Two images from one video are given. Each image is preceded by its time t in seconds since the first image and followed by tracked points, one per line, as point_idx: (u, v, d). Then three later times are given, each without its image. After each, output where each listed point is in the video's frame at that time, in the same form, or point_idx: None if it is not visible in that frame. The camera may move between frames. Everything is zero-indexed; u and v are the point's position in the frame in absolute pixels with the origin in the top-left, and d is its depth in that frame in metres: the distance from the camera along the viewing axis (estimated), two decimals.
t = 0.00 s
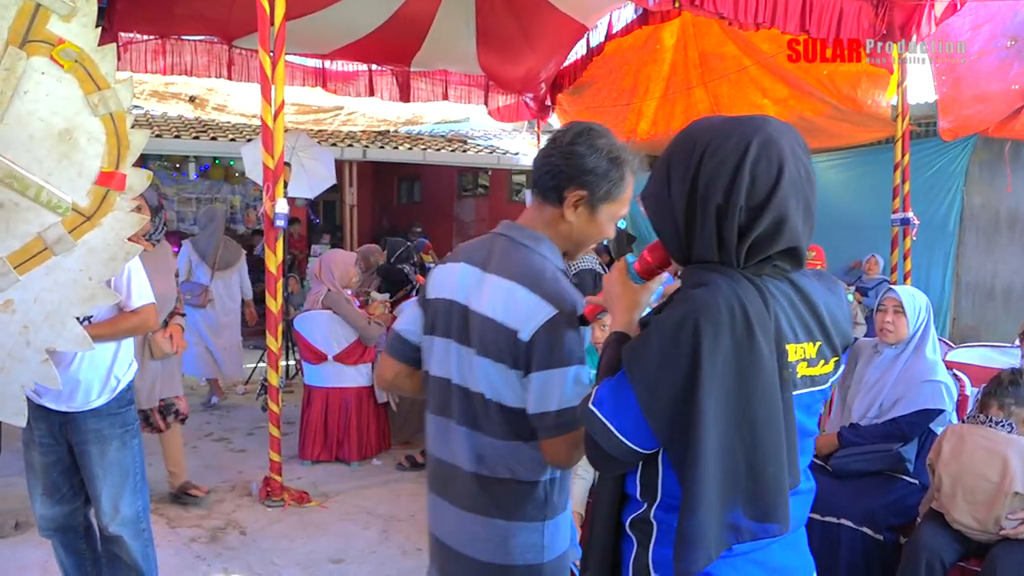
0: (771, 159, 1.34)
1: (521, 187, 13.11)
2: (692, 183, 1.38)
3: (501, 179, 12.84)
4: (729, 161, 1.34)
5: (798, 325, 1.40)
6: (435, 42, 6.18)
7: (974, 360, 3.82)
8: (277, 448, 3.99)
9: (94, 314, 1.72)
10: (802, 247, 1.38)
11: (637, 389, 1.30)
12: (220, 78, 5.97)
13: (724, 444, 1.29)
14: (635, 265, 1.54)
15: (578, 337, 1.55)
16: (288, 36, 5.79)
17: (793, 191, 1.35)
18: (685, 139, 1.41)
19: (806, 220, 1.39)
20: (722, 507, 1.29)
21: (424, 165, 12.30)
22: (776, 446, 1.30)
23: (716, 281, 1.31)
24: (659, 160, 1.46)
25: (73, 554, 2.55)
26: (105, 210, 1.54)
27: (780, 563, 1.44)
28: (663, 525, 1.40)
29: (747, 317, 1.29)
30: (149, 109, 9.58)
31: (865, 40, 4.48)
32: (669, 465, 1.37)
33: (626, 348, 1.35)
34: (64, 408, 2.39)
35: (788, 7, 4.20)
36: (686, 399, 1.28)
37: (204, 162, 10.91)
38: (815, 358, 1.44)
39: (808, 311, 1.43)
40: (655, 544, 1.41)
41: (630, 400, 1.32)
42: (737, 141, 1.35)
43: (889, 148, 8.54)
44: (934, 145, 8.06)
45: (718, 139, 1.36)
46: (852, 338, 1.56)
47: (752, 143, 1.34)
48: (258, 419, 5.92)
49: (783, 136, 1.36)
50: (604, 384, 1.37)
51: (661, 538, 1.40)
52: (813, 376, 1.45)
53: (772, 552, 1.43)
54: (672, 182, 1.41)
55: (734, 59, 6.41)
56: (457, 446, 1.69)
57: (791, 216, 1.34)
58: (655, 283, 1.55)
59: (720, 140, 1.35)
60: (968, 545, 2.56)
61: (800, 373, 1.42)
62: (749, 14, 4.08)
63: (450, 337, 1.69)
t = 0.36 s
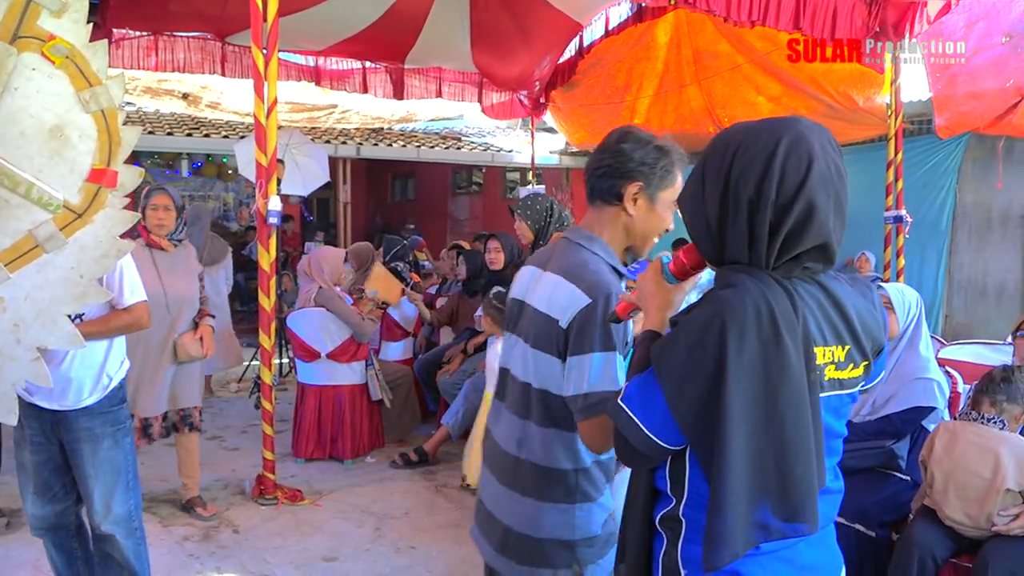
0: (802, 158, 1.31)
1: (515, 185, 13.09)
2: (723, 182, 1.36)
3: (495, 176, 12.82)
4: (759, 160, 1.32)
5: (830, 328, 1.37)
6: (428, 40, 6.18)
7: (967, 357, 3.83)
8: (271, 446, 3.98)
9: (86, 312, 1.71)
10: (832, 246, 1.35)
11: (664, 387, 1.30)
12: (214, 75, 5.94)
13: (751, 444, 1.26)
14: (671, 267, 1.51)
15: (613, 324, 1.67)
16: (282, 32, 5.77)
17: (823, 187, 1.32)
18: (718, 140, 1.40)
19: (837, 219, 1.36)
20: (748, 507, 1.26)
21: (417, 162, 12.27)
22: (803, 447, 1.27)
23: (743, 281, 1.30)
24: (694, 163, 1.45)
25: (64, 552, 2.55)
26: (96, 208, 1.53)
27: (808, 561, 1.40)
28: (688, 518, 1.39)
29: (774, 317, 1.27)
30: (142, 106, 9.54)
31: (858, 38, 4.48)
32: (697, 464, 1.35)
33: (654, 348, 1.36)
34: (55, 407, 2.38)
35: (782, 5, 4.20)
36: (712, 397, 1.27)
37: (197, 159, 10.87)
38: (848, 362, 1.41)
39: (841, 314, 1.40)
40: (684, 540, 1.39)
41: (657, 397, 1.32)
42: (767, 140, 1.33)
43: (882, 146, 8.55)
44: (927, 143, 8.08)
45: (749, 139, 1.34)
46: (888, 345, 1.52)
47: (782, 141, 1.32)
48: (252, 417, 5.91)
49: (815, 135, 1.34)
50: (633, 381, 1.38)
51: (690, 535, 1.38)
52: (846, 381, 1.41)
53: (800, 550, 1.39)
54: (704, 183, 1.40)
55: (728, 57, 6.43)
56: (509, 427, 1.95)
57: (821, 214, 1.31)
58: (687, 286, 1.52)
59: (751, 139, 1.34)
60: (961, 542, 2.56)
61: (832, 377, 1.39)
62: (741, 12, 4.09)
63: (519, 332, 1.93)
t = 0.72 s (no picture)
0: (824, 162, 1.30)
1: (511, 185, 13.08)
2: (740, 179, 1.35)
3: (491, 176, 12.82)
4: (781, 161, 1.31)
5: (838, 321, 1.36)
6: (424, 41, 6.19)
7: (963, 355, 3.84)
8: (268, 447, 3.98)
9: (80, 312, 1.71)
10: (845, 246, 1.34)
11: (668, 373, 1.31)
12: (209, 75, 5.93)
13: (753, 433, 1.26)
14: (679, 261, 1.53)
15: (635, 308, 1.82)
16: (278, 33, 5.77)
17: (840, 191, 1.31)
18: (737, 136, 1.38)
19: (852, 220, 1.34)
20: (747, 494, 1.26)
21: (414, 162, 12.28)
22: (807, 439, 1.25)
23: (749, 272, 1.30)
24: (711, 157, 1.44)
25: (59, 554, 2.54)
26: (90, 209, 1.52)
27: (823, 560, 1.39)
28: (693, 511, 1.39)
29: (780, 309, 1.27)
30: (138, 107, 9.53)
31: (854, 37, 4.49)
32: (704, 453, 1.36)
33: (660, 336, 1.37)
34: (51, 408, 2.38)
35: (777, 4, 4.21)
36: (715, 386, 1.28)
37: (193, 160, 10.86)
38: (855, 355, 1.40)
39: (850, 309, 1.39)
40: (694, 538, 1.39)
41: (662, 384, 1.34)
42: (790, 141, 1.32)
43: (877, 145, 8.57)
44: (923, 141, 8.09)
45: (768, 139, 1.33)
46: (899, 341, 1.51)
47: (804, 144, 1.30)
48: (249, 418, 5.91)
49: (835, 137, 1.33)
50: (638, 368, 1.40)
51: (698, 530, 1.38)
52: (852, 374, 1.40)
53: (815, 551, 1.38)
54: (720, 178, 1.39)
55: (723, 56, 6.43)
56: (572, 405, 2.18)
57: (836, 215, 1.31)
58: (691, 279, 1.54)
59: (770, 140, 1.32)
60: (957, 540, 2.57)
61: (838, 370, 1.38)
62: (736, 11, 4.10)
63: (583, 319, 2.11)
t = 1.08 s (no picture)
0: (819, 160, 1.30)
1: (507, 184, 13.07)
2: (735, 175, 1.35)
3: (488, 175, 12.80)
4: (777, 157, 1.30)
5: (826, 317, 1.37)
6: (419, 40, 6.17)
7: (959, 352, 3.85)
8: (263, 447, 3.97)
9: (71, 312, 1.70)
10: (836, 246, 1.34)
11: (656, 364, 1.32)
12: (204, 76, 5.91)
13: (739, 425, 1.26)
14: (674, 253, 1.52)
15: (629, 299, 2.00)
16: (273, 32, 5.76)
17: (834, 191, 1.31)
18: (734, 131, 1.38)
19: (846, 220, 1.35)
20: (733, 486, 1.27)
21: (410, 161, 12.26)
22: (794, 433, 1.25)
23: (739, 267, 1.30)
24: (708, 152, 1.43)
25: (54, 555, 2.53)
26: (83, 209, 1.52)
27: (816, 556, 1.40)
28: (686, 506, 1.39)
29: (767, 302, 1.27)
30: (132, 108, 9.50)
31: (849, 35, 4.49)
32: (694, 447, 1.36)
33: (650, 328, 1.37)
34: (45, 410, 2.38)
35: (773, 2, 4.21)
36: (703, 376, 1.28)
37: (189, 161, 10.84)
38: (844, 352, 1.40)
39: (838, 305, 1.39)
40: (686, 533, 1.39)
41: (651, 376, 1.34)
42: (786, 138, 1.31)
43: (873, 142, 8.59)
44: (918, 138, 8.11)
45: (764, 137, 1.33)
46: (889, 340, 1.51)
47: (800, 141, 1.30)
48: (245, 418, 5.90)
49: (831, 136, 1.33)
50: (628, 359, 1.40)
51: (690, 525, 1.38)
52: (841, 371, 1.40)
53: (807, 546, 1.39)
54: (715, 173, 1.39)
55: (718, 54, 6.45)
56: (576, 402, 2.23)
57: (828, 214, 1.31)
58: (687, 270, 1.54)
59: (766, 137, 1.32)
60: (950, 536, 2.58)
61: (827, 366, 1.38)
62: (732, 10, 4.11)
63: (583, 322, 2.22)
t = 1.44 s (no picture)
0: (785, 156, 1.31)
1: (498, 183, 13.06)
2: (707, 175, 1.36)
3: (478, 176, 12.76)
4: (743, 155, 1.31)
5: (802, 317, 1.37)
6: (409, 39, 6.15)
7: (946, 350, 3.87)
8: (253, 448, 3.96)
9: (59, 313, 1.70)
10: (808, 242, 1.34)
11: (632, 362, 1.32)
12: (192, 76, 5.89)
13: (713, 422, 1.27)
14: (664, 252, 1.54)
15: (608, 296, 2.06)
16: (262, 32, 5.74)
17: (802, 188, 1.31)
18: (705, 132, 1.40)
19: (817, 219, 1.35)
20: (706, 482, 1.27)
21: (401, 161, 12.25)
22: (767, 430, 1.25)
23: (712, 265, 1.31)
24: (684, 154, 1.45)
25: (42, 558, 2.52)
26: (69, 211, 1.56)
27: (797, 553, 1.40)
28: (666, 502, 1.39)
29: (739, 299, 1.28)
30: (120, 108, 9.46)
31: (838, 34, 4.51)
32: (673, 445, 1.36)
33: (629, 329, 1.38)
34: (32, 412, 2.36)
35: (762, 2, 4.22)
36: (677, 374, 1.29)
37: (178, 162, 10.81)
38: (821, 351, 1.40)
39: (814, 305, 1.39)
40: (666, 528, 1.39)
41: (627, 374, 1.34)
42: (752, 136, 1.32)
43: (861, 141, 8.63)
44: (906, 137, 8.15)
45: (734, 137, 1.34)
46: (871, 341, 1.51)
47: (766, 138, 1.31)
48: (235, 420, 5.89)
49: (799, 134, 1.33)
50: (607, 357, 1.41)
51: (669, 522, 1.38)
52: (819, 369, 1.40)
53: (787, 542, 1.39)
54: (689, 174, 1.40)
55: (708, 54, 6.46)
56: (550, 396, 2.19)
57: (796, 212, 1.32)
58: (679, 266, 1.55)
59: (734, 137, 1.33)
60: (938, 533, 2.59)
61: (804, 365, 1.38)
62: (722, 9, 4.11)
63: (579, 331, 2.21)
